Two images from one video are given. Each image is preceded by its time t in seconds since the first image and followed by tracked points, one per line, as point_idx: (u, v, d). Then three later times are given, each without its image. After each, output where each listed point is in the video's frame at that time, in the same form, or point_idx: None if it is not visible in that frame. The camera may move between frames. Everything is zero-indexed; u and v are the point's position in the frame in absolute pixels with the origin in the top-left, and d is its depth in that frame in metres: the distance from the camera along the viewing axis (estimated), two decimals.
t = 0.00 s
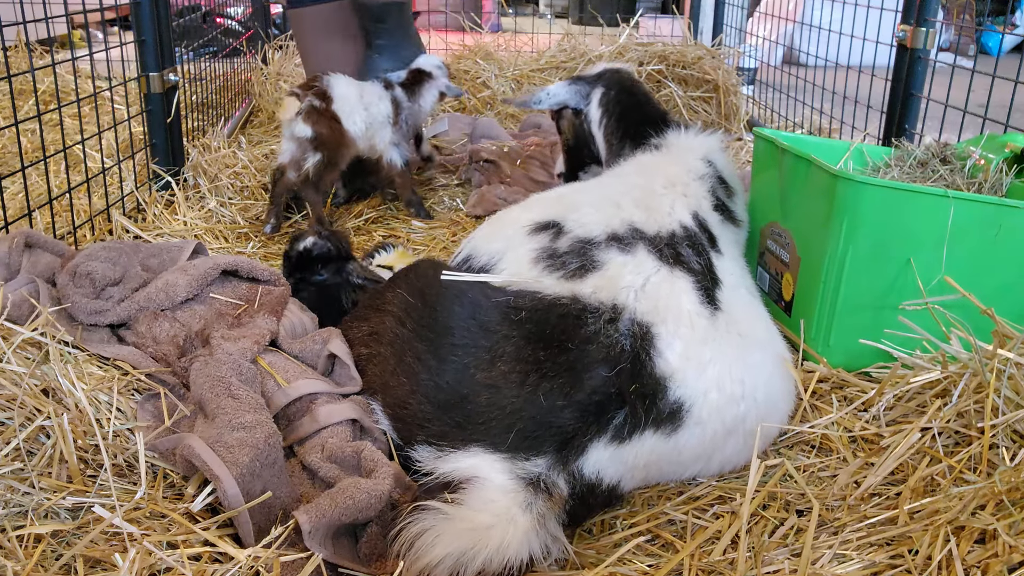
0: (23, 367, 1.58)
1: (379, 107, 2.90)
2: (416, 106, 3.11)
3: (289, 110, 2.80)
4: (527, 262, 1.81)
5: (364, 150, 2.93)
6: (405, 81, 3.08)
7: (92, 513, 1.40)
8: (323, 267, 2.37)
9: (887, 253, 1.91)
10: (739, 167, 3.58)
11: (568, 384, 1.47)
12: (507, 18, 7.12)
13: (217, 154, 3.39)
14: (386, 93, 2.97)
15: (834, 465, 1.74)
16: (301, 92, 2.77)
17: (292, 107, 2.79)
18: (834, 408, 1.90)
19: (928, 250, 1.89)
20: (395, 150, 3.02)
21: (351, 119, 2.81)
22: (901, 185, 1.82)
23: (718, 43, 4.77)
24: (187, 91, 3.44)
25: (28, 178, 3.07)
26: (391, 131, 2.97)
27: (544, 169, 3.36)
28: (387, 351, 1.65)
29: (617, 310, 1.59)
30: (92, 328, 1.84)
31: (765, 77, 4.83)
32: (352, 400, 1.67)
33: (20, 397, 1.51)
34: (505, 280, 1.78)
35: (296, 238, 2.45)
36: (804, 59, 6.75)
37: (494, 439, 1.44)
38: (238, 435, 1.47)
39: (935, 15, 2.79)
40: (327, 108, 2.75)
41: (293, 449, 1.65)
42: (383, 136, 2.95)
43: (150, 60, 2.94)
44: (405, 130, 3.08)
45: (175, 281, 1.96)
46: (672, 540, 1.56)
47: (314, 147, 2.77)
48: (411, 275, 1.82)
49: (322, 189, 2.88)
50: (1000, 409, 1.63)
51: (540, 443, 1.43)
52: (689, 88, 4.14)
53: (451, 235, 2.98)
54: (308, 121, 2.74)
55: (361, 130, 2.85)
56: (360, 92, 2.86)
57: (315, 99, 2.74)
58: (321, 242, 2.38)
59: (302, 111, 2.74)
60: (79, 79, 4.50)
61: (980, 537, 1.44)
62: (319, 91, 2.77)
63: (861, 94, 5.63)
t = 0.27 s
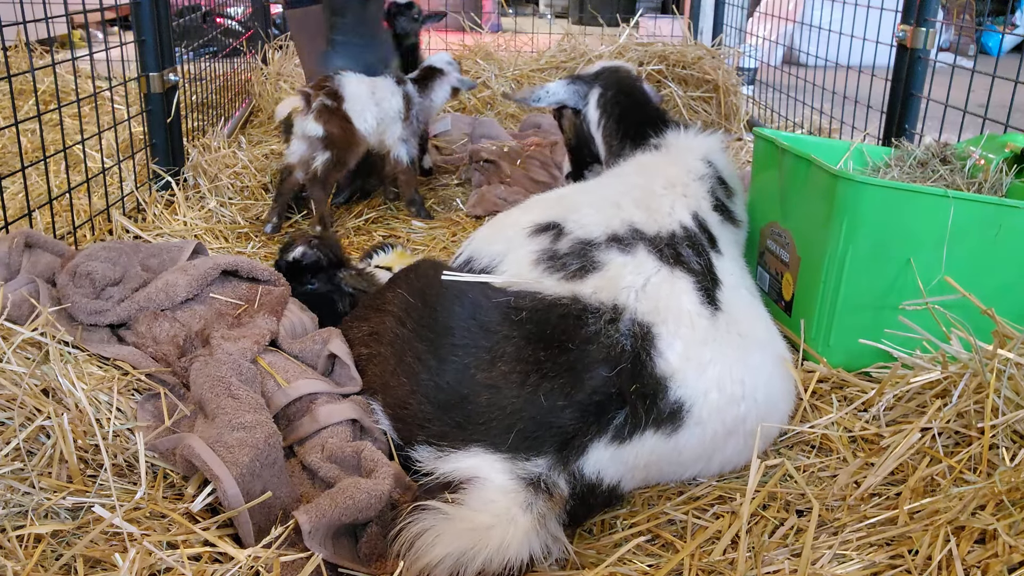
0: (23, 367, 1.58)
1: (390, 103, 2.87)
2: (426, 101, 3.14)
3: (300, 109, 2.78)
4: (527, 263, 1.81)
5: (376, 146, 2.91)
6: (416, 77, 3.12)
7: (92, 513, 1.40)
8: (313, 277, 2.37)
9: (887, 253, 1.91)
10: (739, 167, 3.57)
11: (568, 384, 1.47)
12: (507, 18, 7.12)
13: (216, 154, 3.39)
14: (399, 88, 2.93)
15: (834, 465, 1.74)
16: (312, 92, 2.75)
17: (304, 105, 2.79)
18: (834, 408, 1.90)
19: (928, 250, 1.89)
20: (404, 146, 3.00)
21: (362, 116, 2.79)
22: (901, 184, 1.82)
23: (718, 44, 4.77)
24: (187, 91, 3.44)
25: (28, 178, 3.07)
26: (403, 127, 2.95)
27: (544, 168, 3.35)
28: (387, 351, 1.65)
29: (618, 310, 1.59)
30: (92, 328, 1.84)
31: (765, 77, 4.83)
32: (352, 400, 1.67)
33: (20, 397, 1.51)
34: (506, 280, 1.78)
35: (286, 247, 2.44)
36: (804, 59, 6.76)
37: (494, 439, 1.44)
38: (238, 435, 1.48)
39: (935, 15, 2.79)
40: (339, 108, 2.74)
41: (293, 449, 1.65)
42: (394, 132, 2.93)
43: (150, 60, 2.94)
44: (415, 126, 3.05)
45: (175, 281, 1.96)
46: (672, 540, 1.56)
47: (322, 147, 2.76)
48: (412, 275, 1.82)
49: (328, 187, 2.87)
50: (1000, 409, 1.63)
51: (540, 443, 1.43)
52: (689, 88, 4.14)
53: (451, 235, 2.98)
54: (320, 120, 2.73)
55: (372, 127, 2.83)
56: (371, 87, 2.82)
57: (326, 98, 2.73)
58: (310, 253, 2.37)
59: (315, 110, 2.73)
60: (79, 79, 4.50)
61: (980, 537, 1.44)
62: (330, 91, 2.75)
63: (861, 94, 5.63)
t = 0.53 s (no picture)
0: (23, 367, 1.58)
1: (386, 103, 2.91)
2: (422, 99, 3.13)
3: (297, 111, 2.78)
4: (528, 263, 1.81)
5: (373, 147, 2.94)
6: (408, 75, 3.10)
7: (92, 513, 1.40)
8: (313, 268, 2.37)
9: (887, 253, 1.91)
10: (739, 167, 3.57)
11: (568, 384, 1.47)
12: (507, 18, 7.12)
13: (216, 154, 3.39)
14: (395, 89, 2.97)
15: (834, 465, 1.74)
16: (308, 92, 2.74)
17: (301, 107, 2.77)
18: (834, 408, 1.90)
19: (927, 249, 1.89)
20: (400, 148, 3.03)
21: (361, 117, 2.81)
22: (901, 184, 1.82)
23: (718, 44, 4.77)
24: (187, 91, 3.44)
25: (28, 178, 3.07)
26: (398, 128, 2.99)
27: (544, 168, 3.35)
28: (387, 351, 1.65)
29: (618, 310, 1.59)
30: (92, 328, 1.84)
31: (765, 77, 4.83)
32: (352, 400, 1.67)
33: (20, 397, 1.51)
34: (507, 280, 1.78)
35: (290, 237, 2.47)
36: (804, 59, 6.76)
37: (494, 439, 1.44)
38: (238, 435, 1.48)
39: (935, 15, 2.79)
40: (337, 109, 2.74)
41: (293, 449, 1.65)
42: (392, 133, 2.96)
43: (150, 60, 2.94)
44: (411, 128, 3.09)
45: (175, 281, 1.96)
46: (672, 540, 1.56)
47: (322, 148, 2.76)
48: (412, 275, 1.82)
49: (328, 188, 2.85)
50: (1000, 409, 1.63)
51: (540, 444, 1.43)
52: (689, 88, 4.14)
53: (451, 235, 2.98)
54: (317, 121, 2.73)
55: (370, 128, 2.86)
56: (368, 89, 2.86)
57: (324, 98, 2.73)
58: (314, 243, 2.40)
59: (312, 111, 2.73)
60: (79, 79, 4.50)
61: (980, 537, 1.44)
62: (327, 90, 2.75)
63: (861, 94, 5.64)
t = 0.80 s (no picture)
0: (23, 367, 1.58)
1: (370, 109, 2.87)
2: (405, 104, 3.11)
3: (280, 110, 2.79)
4: (528, 263, 1.80)
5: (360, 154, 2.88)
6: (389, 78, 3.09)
7: (92, 513, 1.40)
8: (331, 270, 2.33)
9: (887, 253, 1.91)
10: (739, 167, 3.58)
11: (568, 384, 1.47)
12: (507, 18, 7.12)
13: (216, 154, 3.39)
14: (377, 96, 2.95)
15: (834, 465, 1.74)
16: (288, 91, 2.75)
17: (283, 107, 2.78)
18: (834, 408, 1.90)
19: (927, 249, 1.89)
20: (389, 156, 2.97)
21: (346, 119, 2.77)
22: (901, 184, 1.82)
23: (718, 44, 4.77)
24: (187, 91, 3.44)
25: (28, 178, 3.07)
26: (384, 136, 2.94)
27: (544, 168, 3.35)
28: (387, 352, 1.65)
29: (618, 310, 1.59)
30: (92, 328, 1.84)
31: (765, 77, 4.83)
32: (352, 400, 1.67)
33: (20, 397, 1.51)
34: (507, 280, 1.78)
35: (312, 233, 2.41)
36: (804, 59, 6.77)
37: (494, 439, 1.44)
38: (238, 435, 1.48)
39: (935, 15, 2.79)
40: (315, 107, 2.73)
41: (293, 449, 1.65)
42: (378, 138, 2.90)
43: (150, 60, 2.94)
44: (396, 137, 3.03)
45: (175, 281, 1.96)
46: (672, 540, 1.56)
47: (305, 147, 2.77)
48: (412, 275, 1.82)
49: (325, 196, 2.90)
50: (1000, 409, 1.63)
51: (540, 444, 1.43)
52: (689, 88, 4.14)
53: (451, 236, 2.98)
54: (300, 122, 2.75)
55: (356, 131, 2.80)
56: (353, 93, 2.83)
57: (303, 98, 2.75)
58: (336, 246, 2.34)
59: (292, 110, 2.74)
60: (79, 79, 4.50)
61: (980, 537, 1.44)
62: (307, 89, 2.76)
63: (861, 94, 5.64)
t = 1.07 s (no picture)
0: (23, 367, 1.58)
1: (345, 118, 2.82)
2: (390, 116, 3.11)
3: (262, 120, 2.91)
4: (530, 263, 1.80)
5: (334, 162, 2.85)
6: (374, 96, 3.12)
7: (92, 513, 1.40)
8: (321, 266, 2.36)
9: (888, 253, 1.91)
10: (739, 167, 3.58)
11: (569, 384, 1.47)
12: (507, 18, 7.12)
13: (216, 154, 3.39)
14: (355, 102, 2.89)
15: (834, 465, 1.74)
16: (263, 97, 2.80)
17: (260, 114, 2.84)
18: (834, 408, 1.90)
19: (928, 250, 1.89)
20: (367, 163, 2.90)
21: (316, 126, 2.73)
22: (901, 184, 1.82)
23: (718, 44, 4.77)
24: (187, 91, 3.44)
25: (28, 178, 3.07)
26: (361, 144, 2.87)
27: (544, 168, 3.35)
28: (386, 352, 1.65)
29: (620, 312, 1.59)
30: (92, 328, 1.84)
31: (765, 77, 4.82)
32: (352, 400, 1.67)
33: (20, 397, 1.51)
34: (508, 280, 1.77)
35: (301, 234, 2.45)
36: (804, 59, 6.77)
37: (493, 439, 1.44)
38: (238, 435, 1.48)
39: (935, 15, 2.80)
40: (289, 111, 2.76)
41: (293, 449, 1.65)
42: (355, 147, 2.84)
43: (150, 60, 2.94)
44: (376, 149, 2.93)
45: (175, 281, 1.96)
46: (672, 540, 1.57)
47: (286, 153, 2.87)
48: (411, 275, 1.82)
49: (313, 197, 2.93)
50: (1000, 409, 1.63)
51: (539, 445, 1.43)
52: (689, 88, 4.14)
53: (451, 236, 2.98)
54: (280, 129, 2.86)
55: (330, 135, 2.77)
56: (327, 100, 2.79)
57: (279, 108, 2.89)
58: (325, 242, 2.37)
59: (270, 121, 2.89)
60: (79, 79, 4.50)
61: (980, 537, 1.44)
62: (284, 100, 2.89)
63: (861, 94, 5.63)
